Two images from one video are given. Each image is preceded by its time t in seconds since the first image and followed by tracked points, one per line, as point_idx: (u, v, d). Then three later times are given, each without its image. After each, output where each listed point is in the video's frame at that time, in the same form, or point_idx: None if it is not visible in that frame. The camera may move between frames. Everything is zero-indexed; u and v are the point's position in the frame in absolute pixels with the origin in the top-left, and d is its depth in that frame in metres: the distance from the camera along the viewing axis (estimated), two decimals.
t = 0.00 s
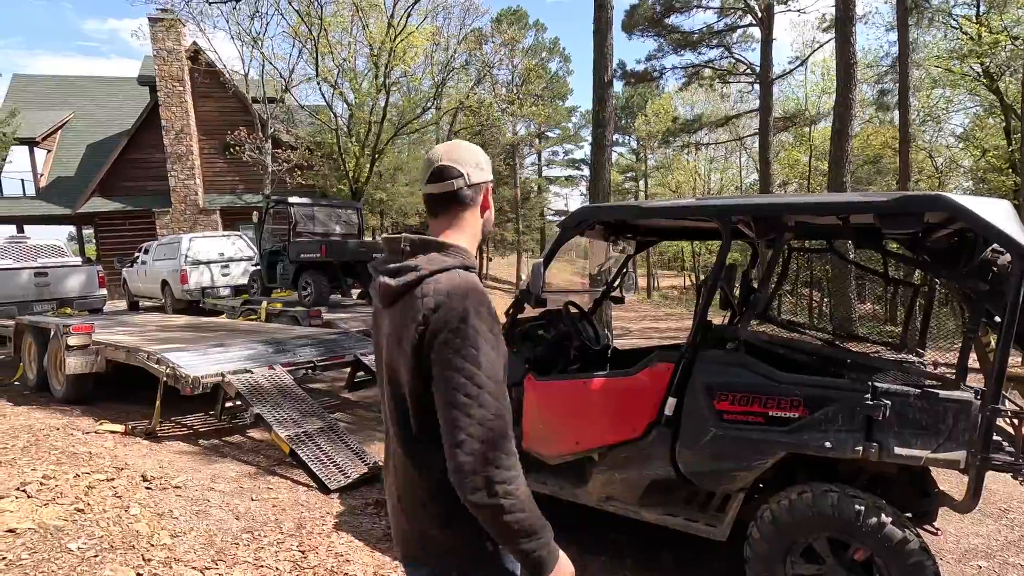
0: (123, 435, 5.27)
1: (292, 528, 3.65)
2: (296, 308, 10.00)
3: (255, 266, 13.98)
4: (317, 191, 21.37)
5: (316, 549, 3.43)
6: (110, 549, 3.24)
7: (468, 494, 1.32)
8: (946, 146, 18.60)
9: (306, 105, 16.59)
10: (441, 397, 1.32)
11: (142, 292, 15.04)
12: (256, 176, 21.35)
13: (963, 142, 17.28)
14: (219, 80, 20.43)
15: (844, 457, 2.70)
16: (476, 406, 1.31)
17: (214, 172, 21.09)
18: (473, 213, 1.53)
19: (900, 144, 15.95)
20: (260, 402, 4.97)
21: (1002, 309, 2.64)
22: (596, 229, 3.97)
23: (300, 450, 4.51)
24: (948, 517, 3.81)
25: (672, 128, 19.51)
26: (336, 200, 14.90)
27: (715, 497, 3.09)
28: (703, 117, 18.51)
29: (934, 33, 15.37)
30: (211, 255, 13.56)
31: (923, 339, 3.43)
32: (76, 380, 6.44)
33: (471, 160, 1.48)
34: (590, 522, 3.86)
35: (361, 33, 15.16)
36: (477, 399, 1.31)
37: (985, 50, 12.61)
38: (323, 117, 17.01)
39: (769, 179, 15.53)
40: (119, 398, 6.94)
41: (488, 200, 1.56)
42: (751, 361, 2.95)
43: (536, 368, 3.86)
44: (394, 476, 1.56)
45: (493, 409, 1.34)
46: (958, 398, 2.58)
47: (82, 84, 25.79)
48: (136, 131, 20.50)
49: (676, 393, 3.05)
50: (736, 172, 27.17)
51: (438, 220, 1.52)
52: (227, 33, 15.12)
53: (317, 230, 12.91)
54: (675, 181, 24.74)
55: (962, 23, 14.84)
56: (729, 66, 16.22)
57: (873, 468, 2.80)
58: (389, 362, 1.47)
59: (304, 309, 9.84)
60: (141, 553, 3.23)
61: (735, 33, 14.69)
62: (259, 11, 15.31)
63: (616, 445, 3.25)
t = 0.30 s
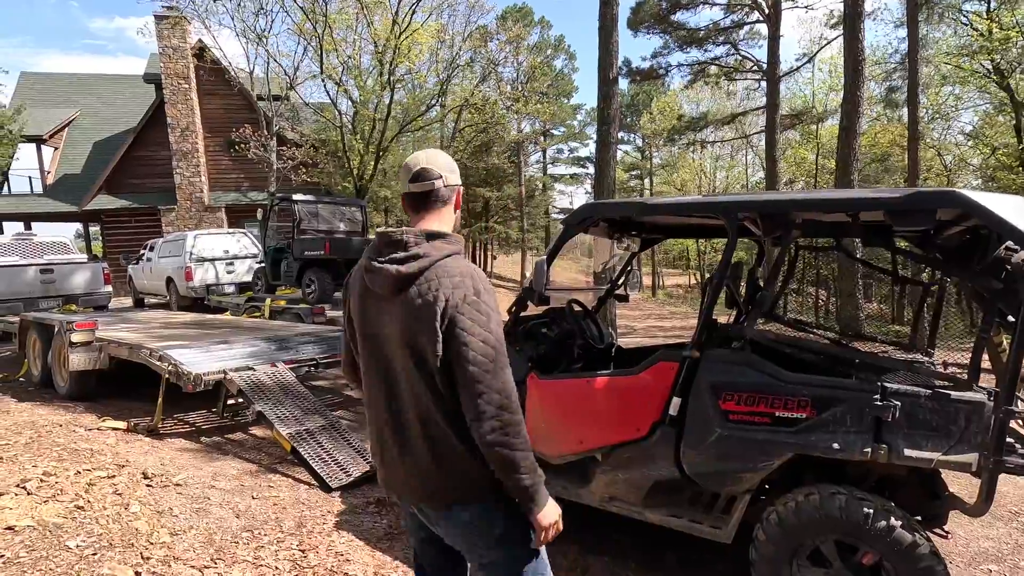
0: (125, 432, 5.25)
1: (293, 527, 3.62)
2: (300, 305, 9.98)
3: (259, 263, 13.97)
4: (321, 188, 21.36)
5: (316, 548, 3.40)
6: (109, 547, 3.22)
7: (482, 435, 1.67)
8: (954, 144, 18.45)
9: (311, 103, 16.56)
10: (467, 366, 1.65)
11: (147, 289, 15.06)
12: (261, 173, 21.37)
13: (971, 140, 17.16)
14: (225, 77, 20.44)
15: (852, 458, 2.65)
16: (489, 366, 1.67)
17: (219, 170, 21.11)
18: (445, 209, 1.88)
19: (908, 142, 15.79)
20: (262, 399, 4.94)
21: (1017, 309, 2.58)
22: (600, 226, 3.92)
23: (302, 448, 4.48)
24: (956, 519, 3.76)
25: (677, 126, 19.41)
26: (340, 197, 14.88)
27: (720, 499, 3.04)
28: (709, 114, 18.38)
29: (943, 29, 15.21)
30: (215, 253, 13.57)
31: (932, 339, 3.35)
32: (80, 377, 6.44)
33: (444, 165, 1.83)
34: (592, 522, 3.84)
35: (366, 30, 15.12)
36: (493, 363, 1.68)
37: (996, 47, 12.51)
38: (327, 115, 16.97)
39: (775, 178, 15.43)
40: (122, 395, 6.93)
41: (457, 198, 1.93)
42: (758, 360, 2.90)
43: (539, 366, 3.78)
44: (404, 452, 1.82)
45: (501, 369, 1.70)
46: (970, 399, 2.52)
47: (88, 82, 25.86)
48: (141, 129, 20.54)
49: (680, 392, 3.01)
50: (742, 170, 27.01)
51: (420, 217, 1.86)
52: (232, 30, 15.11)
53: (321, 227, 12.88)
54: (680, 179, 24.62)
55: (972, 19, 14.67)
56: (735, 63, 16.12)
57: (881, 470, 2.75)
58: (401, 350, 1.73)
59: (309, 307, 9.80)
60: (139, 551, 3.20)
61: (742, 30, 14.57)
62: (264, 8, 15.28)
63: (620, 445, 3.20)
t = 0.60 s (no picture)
0: (122, 430, 5.19)
1: (288, 528, 3.54)
2: (302, 303, 9.90)
3: (262, 260, 13.91)
4: (325, 186, 21.30)
5: (311, 550, 3.33)
6: (98, 549, 3.14)
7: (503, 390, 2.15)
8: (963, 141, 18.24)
9: (315, 100, 16.48)
10: (489, 328, 2.15)
11: (151, 286, 15.04)
12: (265, 170, 21.32)
13: (980, 138, 16.98)
14: (229, 74, 20.40)
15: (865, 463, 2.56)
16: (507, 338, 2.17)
17: (224, 167, 21.07)
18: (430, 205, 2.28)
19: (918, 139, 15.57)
20: (261, 398, 4.85)
21: None
22: (603, 222, 3.80)
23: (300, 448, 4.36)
24: (970, 524, 3.65)
25: (683, 123, 19.25)
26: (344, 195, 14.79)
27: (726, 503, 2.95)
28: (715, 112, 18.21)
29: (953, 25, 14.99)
30: (218, 250, 13.53)
31: (945, 337, 3.28)
32: (79, 374, 6.39)
33: (434, 170, 2.24)
34: (594, 524, 3.75)
35: (369, 27, 15.03)
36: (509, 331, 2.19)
37: (1008, 42, 12.36)
38: (331, 112, 16.89)
39: (781, 176, 15.27)
40: (123, 392, 6.88)
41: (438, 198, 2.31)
42: (766, 360, 2.79)
43: (540, 367, 3.68)
44: (417, 416, 2.13)
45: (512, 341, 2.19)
46: (990, 401, 2.42)
47: (94, 80, 25.89)
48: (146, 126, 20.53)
49: (686, 393, 2.91)
50: (748, 169, 26.79)
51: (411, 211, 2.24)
52: (236, 27, 15.05)
53: (324, 224, 12.78)
54: (685, 177, 24.45)
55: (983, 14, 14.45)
56: (742, 60, 15.97)
57: (895, 475, 2.65)
58: (425, 321, 2.13)
59: (311, 304, 9.72)
60: (129, 554, 3.13)
61: (749, 26, 14.43)
62: (268, 4, 15.23)
63: (624, 447, 3.12)
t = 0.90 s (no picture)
0: (121, 429, 5.10)
1: (287, 531, 3.44)
2: (305, 302, 9.80)
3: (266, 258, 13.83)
4: (329, 184, 21.22)
5: (311, 554, 3.22)
6: (90, 553, 3.05)
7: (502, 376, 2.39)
8: (973, 139, 18.03)
9: (319, 99, 16.42)
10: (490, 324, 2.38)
11: (155, 285, 14.99)
12: (269, 169, 21.28)
13: (989, 135, 16.75)
14: (233, 73, 20.36)
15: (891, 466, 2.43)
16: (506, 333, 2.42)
17: (228, 166, 21.04)
18: (429, 208, 2.35)
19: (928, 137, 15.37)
20: (261, 397, 4.76)
21: None
22: (612, 216, 3.68)
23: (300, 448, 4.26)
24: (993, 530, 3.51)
25: (689, 121, 19.11)
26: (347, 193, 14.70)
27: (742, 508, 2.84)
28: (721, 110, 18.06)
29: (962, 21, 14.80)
30: (222, 248, 13.47)
31: (967, 334, 3.07)
32: (79, 372, 6.31)
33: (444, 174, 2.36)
34: (602, 528, 3.64)
35: (373, 25, 14.94)
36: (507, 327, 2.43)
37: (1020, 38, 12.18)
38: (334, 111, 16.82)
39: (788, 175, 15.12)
40: (124, 391, 6.80)
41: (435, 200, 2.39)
42: (785, 358, 2.68)
43: (547, 364, 3.58)
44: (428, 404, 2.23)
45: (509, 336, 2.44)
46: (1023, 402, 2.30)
47: (99, 79, 25.90)
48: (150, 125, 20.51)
49: (700, 391, 2.80)
50: (754, 168, 26.62)
51: (419, 211, 2.31)
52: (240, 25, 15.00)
53: (327, 222, 12.68)
54: (690, 176, 24.31)
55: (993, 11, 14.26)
56: (748, 57, 15.84)
57: (921, 479, 2.52)
58: (437, 315, 2.25)
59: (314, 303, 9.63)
60: (122, 558, 3.03)
61: (755, 23, 14.31)
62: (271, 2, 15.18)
63: (636, 448, 3.00)
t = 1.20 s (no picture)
0: (131, 430, 4.98)
1: (304, 538, 3.30)
2: (315, 300, 9.69)
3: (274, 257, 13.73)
4: (336, 183, 21.12)
5: (331, 563, 3.09)
6: (102, 561, 2.92)
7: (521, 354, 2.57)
8: (988, 136, 17.78)
9: (327, 97, 16.30)
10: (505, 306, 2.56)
11: (163, 284, 14.91)
12: (276, 168, 21.18)
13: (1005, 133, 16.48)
14: (241, 71, 20.29)
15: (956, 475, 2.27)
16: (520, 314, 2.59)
17: (235, 165, 20.98)
18: (451, 196, 2.52)
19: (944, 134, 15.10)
20: (274, 397, 4.62)
21: None
22: (643, 211, 3.48)
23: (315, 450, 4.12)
24: None
25: (698, 119, 18.89)
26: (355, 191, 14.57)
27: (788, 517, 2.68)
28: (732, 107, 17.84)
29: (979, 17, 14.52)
30: (230, 247, 13.38)
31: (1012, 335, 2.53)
32: (87, 371, 6.20)
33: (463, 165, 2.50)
34: (632, 535, 3.50)
35: (381, 22, 14.79)
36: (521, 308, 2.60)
37: None
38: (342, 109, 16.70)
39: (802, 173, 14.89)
40: (133, 390, 6.69)
41: (457, 190, 2.55)
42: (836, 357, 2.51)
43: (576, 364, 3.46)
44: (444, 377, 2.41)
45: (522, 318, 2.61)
46: None
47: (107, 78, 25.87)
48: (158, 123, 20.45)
49: (744, 393, 2.63)
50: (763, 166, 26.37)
51: (442, 200, 2.49)
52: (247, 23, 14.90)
53: (336, 220, 12.55)
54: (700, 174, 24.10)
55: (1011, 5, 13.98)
56: (760, 53, 15.64)
57: (986, 489, 2.36)
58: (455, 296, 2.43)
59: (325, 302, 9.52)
60: (134, 567, 2.89)
61: (767, 19, 14.10)
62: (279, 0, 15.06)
63: (673, 453, 2.84)
